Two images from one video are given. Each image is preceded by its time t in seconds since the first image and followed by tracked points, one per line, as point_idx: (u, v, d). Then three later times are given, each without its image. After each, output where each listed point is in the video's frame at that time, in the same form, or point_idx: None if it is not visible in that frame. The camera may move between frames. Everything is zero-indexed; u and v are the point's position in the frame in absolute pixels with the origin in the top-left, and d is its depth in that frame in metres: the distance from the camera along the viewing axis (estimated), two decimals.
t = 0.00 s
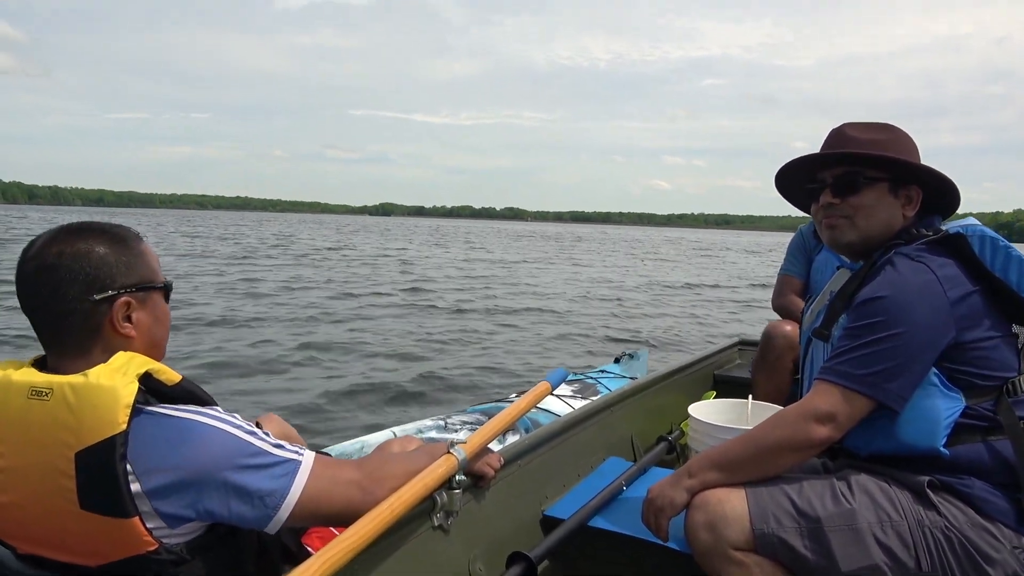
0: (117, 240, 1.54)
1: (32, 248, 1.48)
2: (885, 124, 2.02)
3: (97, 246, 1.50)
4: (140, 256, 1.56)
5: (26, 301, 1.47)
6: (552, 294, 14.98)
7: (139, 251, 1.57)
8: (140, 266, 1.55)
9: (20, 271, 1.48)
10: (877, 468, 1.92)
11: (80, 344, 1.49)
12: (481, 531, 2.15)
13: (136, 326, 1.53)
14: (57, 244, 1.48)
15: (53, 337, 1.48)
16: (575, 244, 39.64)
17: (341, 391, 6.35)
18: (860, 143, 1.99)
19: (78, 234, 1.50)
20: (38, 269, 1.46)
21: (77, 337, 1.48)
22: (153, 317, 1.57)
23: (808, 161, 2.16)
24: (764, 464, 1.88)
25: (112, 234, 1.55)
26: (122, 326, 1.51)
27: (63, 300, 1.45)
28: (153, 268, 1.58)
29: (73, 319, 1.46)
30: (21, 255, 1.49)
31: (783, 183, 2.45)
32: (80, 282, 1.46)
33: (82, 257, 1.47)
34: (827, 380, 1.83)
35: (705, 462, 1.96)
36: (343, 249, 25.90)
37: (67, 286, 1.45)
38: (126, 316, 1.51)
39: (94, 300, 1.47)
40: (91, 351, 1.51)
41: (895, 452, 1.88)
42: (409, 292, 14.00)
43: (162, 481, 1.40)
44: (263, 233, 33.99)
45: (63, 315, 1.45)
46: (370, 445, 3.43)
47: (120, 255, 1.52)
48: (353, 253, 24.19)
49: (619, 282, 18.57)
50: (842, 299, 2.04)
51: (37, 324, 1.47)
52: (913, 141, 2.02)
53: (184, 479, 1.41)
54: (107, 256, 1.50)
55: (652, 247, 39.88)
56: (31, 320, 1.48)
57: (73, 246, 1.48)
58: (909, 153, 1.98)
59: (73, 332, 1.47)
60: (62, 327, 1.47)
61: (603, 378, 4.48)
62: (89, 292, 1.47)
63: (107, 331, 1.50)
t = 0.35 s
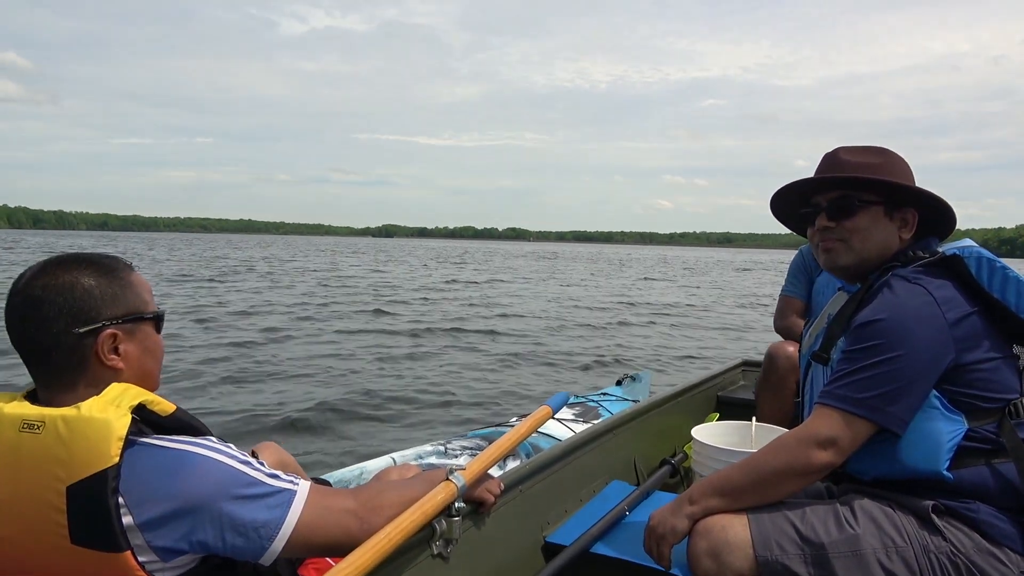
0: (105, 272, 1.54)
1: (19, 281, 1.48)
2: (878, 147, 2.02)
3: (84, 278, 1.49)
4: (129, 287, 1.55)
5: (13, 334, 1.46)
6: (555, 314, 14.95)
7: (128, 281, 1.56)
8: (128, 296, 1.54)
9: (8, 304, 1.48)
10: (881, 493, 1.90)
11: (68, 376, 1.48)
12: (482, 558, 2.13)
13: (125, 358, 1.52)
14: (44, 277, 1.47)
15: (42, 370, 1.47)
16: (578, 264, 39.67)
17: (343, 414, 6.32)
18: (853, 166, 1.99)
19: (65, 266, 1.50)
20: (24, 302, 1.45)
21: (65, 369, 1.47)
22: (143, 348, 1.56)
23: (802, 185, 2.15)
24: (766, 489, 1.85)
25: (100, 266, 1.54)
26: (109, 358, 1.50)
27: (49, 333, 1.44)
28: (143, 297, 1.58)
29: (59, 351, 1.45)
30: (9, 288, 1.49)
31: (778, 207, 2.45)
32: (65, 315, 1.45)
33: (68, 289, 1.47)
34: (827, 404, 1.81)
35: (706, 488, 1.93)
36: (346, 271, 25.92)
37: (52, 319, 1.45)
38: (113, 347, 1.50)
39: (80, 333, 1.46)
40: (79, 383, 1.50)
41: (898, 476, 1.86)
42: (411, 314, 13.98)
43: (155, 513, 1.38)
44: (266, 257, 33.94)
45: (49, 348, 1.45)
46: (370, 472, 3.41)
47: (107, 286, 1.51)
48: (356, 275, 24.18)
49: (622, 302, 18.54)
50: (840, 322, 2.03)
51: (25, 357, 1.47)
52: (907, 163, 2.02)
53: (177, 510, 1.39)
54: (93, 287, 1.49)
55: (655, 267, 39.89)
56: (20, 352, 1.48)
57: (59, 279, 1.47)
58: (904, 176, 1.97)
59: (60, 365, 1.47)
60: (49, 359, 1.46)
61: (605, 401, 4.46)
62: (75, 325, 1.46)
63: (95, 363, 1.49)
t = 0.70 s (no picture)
0: (102, 276, 1.54)
1: (17, 285, 1.48)
2: (870, 150, 2.02)
3: (82, 281, 1.50)
4: (126, 290, 1.55)
5: (11, 339, 1.46)
6: (554, 320, 14.95)
7: (125, 285, 1.56)
8: (126, 300, 1.54)
9: (6, 309, 1.48)
10: (880, 494, 1.90)
11: (67, 380, 1.48)
12: (481, 562, 2.13)
13: (122, 361, 1.52)
14: (41, 281, 1.47)
15: (40, 373, 1.47)
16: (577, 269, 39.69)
17: (342, 420, 6.30)
18: (846, 170, 1.99)
19: (62, 270, 1.50)
20: (22, 305, 1.45)
21: (64, 374, 1.47)
22: (141, 351, 1.56)
23: (796, 189, 2.16)
24: (764, 492, 1.85)
25: (97, 270, 1.55)
26: (107, 361, 1.50)
27: (46, 336, 1.44)
28: (141, 301, 1.58)
29: (56, 355, 1.45)
30: (7, 292, 1.49)
31: (772, 211, 2.45)
32: (63, 319, 1.45)
33: (66, 293, 1.47)
34: (825, 407, 1.81)
35: (705, 491, 1.93)
36: (344, 278, 25.90)
37: (50, 323, 1.45)
38: (111, 351, 1.50)
39: (77, 336, 1.46)
40: (78, 387, 1.49)
41: (897, 477, 1.86)
42: (409, 320, 13.97)
43: (155, 517, 1.38)
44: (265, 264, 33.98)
45: (48, 353, 1.45)
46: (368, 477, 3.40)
47: (105, 290, 1.52)
48: (353, 282, 24.10)
49: (620, 307, 18.54)
50: (837, 325, 2.03)
51: (23, 361, 1.47)
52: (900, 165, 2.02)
53: (177, 515, 1.39)
54: (91, 291, 1.49)
55: (653, 272, 39.95)
56: (17, 356, 1.48)
57: (56, 283, 1.47)
58: (897, 179, 1.98)
59: (59, 369, 1.47)
60: (47, 363, 1.46)
61: (603, 406, 4.45)
62: (73, 328, 1.46)
63: (93, 366, 1.49)
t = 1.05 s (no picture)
0: (110, 269, 1.54)
1: (25, 277, 1.48)
2: (866, 143, 2.02)
3: (90, 275, 1.50)
4: (133, 284, 1.56)
5: (19, 331, 1.46)
6: (551, 315, 14.97)
7: (133, 279, 1.57)
8: (133, 294, 1.54)
9: (13, 300, 1.48)
10: (878, 486, 1.91)
11: (74, 374, 1.49)
12: (482, 557, 2.14)
13: (128, 355, 1.52)
14: (49, 274, 1.47)
15: (47, 367, 1.47)
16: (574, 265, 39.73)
17: (340, 416, 6.31)
18: (842, 163, 2.00)
19: (70, 263, 1.50)
20: (30, 298, 1.45)
21: (70, 367, 1.48)
22: (147, 345, 1.56)
23: (792, 182, 2.17)
24: (763, 485, 1.86)
25: (105, 263, 1.55)
26: (114, 355, 1.50)
27: (54, 329, 1.45)
28: (148, 296, 1.58)
29: (64, 349, 1.46)
30: (15, 284, 1.49)
31: (768, 205, 2.46)
32: (71, 312, 1.45)
33: (74, 286, 1.47)
34: (821, 400, 1.82)
35: (704, 485, 1.94)
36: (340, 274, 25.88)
37: (58, 316, 1.45)
38: (118, 345, 1.51)
39: (85, 330, 1.46)
40: (84, 380, 1.50)
41: (895, 470, 1.87)
42: (407, 316, 13.98)
43: (160, 511, 1.39)
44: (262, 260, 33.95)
45: (55, 345, 1.45)
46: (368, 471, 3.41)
47: (112, 283, 1.52)
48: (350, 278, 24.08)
49: (617, 303, 18.57)
50: (833, 317, 2.04)
51: (29, 353, 1.47)
52: (895, 159, 2.03)
53: (182, 509, 1.39)
54: (98, 284, 1.49)
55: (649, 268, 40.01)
56: (24, 348, 1.48)
57: (65, 275, 1.47)
58: (892, 172, 1.99)
59: (66, 362, 1.47)
60: (54, 357, 1.46)
61: (602, 400, 4.46)
62: (81, 322, 1.46)
63: (99, 360, 1.49)
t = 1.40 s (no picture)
0: (122, 251, 1.55)
1: (38, 256, 1.49)
2: (867, 141, 2.03)
3: (102, 255, 1.51)
4: (145, 267, 1.57)
5: (31, 309, 1.47)
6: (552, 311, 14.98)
7: (144, 262, 1.58)
8: (144, 276, 1.55)
9: (26, 279, 1.49)
10: (878, 481, 1.92)
11: (82, 353, 1.49)
12: (482, 548, 2.15)
13: (138, 337, 1.53)
14: (62, 254, 1.49)
15: (57, 345, 1.49)
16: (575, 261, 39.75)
17: (341, 408, 6.33)
18: (843, 161, 2.00)
19: (84, 244, 1.51)
20: (42, 277, 1.47)
21: (80, 347, 1.49)
22: (157, 328, 1.57)
23: (793, 180, 2.17)
24: (763, 479, 1.88)
25: (117, 245, 1.56)
26: (123, 336, 1.51)
27: (65, 309, 1.46)
28: (158, 279, 1.59)
29: (74, 328, 1.47)
30: (28, 263, 1.50)
31: (768, 202, 2.47)
32: (83, 292, 1.47)
33: (86, 266, 1.48)
34: (821, 396, 1.84)
35: (704, 480, 1.95)
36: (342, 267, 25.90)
37: (70, 295, 1.46)
38: (127, 326, 1.51)
39: (96, 310, 1.47)
40: (93, 359, 1.51)
41: (894, 466, 1.88)
42: (408, 309, 14.00)
43: (166, 490, 1.40)
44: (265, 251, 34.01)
45: (65, 324, 1.46)
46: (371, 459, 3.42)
47: (124, 265, 1.53)
48: (352, 270, 24.09)
49: (618, 300, 18.58)
50: (833, 315, 2.05)
51: (40, 332, 1.48)
52: (895, 156, 2.04)
53: (187, 489, 1.40)
54: (110, 265, 1.50)
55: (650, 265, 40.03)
56: (34, 327, 1.49)
57: (77, 256, 1.49)
58: (892, 169, 1.99)
59: (76, 341, 1.48)
60: (65, 336, 1.47)
61: (603, 393, 4.48)
62: (91, 302, 1.47)
63: (109, 341, 1.50)
